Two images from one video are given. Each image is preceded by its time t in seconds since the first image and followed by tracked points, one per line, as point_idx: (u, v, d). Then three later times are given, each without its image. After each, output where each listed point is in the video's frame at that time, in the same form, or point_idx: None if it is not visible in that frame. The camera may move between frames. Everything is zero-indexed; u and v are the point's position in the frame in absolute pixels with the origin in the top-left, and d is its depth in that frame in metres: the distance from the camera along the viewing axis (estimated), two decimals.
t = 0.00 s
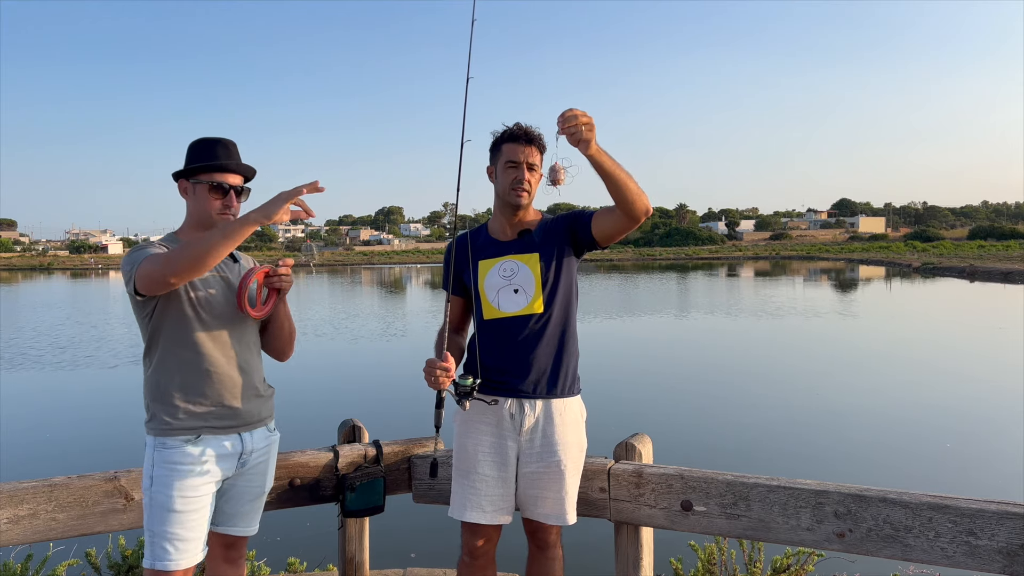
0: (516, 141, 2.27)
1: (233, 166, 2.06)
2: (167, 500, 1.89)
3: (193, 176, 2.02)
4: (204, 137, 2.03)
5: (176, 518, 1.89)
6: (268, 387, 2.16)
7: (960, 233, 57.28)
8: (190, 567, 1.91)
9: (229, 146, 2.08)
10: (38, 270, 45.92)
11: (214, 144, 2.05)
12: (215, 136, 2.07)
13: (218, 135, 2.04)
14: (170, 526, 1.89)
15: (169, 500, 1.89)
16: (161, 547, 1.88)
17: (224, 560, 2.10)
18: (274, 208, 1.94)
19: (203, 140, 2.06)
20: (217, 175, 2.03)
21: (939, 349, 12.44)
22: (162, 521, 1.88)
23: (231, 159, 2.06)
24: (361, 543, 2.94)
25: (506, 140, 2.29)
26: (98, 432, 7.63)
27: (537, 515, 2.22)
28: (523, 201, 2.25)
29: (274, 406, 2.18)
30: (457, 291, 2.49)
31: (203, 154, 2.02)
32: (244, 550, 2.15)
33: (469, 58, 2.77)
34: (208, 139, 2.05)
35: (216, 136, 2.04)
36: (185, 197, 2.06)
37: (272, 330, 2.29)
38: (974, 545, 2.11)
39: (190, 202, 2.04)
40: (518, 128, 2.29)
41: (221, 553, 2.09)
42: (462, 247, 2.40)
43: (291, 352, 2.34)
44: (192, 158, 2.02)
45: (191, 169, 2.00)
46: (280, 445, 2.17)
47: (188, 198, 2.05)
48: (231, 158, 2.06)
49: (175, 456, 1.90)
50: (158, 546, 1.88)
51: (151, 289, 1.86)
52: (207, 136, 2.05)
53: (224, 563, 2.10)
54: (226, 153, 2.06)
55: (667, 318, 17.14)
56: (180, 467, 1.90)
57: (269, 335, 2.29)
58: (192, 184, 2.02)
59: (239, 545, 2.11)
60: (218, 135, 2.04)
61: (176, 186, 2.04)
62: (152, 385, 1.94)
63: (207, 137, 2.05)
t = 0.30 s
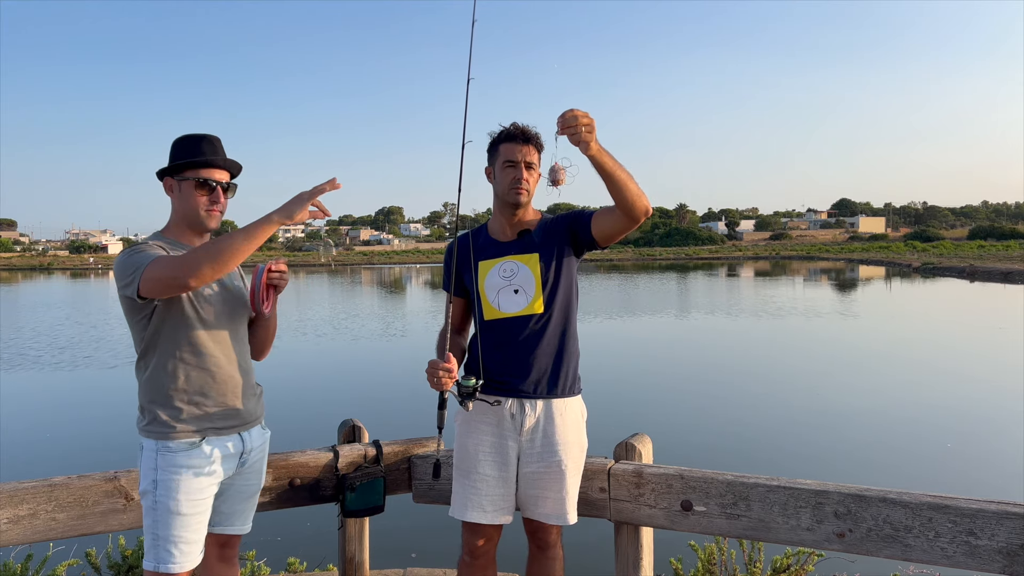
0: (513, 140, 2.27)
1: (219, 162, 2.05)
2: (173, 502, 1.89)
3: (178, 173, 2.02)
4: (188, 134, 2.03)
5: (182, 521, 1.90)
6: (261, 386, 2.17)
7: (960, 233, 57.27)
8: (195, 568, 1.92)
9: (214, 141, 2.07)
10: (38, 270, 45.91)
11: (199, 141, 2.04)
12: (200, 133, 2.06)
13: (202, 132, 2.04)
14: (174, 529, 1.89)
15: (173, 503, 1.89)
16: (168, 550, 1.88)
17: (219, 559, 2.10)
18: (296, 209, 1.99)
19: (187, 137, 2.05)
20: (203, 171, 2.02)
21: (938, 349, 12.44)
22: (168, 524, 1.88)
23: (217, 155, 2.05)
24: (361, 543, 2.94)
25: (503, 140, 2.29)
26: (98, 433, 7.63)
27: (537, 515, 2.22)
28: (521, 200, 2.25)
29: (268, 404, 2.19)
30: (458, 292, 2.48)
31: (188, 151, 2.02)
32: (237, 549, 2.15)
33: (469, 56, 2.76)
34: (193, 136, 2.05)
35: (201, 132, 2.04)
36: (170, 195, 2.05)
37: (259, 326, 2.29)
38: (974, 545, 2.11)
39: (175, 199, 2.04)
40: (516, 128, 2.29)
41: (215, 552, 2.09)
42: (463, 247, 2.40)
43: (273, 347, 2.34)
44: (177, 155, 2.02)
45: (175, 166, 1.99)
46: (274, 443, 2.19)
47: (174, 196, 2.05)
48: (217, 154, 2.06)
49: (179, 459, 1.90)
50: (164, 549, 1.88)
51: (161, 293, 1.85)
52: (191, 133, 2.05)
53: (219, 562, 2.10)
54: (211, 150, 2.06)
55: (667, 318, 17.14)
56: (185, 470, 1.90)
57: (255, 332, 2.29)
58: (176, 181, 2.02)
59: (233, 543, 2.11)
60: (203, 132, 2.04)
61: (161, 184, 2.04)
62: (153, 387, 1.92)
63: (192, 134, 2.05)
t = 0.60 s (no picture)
0: (512, 140, 2.27)
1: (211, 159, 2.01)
2: (171, 504, 1.89)
3: (176, 171, 2.03)
4: (185, 133, 2.03)
5: (182, 522, 1.90)
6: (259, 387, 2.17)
7: (960, 233, 57.27)
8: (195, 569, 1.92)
9: (212, 140, 2.06)
10: (38, 270, 45.94)
11: (195, 140, 2.04)
12: (200, 133, 2.07)
13: (200, 130, 2.03)
14: (174, 530, 1.89)
15: (173, 504, 1.89)
16: (167, 552, 1.88)
17: (217, 559, 2.10)
18: (306, 216, 1.97)
19: (187, 136, 2.06)
20: (196, 169, 2.02)
21: (939, 349, 12.44)
22: (167, 525, 1.88)
23: (211, 152, 2.04)
24: (361, 543, 2.94)
25: (502, 140, 2.29)
26: (98, 432, 7.64)
27: (537, 515, 2.22)
28: (521, 199, 2.24)
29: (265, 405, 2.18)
30: (458, 292, 2.48)
31: (184, 149, 2.02)
32: (235, 549, 2.15)
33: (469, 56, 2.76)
34: (191, 135, 2.05)
35: (198, 131, 2.03)
36: (169, 194, 2.06)
37: (255, 324, 2.28)
38: (974, 545, 2.11)
39: (172, 197, 2.04)
40: (514, 127, 2.29)
41: (214, 553, 2.09)
42: (463, 247, 2.40)
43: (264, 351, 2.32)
44: (174, 154, 2.03)
45: (171, 165, 2.00)
46: (271, 444, 2.19)
47: (171, 194, 2.05)
48: (212, 152, 2.05)
49: (179, 460, 1.90)
50: (164, 550, 1.88)
51: (162, 299, 1.85)
52: (191, 131, 2.06)
53: (217, 563, 2.10)
54: (208, 148, 2.05)
55: (667, 318, 17.15)
56: (184, 471, 1.90)
57: (253, 333, 2.29)
58: (173, 180, 2.03)
59: (232, 544, 2.11)
60: (200, 130, 2.03)
61: (161, 183, 2.05)
62: (152, 387, 1.92)
63: (191, 133, 2.05)
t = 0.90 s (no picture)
0: (510, 140, 2.27)
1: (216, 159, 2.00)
2: (171, 502, 1.89)
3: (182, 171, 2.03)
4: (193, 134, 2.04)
5: (181, 521, 1.90)
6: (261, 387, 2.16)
7: (960, 233, 57.24)
8: (195, 568, 1.92)
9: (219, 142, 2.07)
10: (38, 270, 45.93)
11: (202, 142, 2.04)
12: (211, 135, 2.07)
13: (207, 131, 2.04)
14: (173, 529, 1.89)
15: (173, 503, 1.89)
16: (166, 551, 1.88)
17: (218, 559, 2.10)
18: (300, 208, 1.98)
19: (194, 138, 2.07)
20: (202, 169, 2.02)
21: (939, 349, 12.44)
22: (166, 524, 1.88)
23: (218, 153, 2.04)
24: (361, 543, 2.94)
25: (501, 140, 2.29)
26: (97, 433, 7.63)
27: (537, 515, 2.22)
28: (521, 199, 2.24)
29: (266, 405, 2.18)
30: (457, 292, 2.48)
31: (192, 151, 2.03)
32: (237, 550, 2.15)
33: (468, 55, 2.75)
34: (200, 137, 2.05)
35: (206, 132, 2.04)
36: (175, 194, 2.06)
37: (259, 326, 2.28)
38: (974, 545, 2.11)
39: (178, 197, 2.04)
40: (511, 127, 2.29)
41: (215, 553, 2.09)
42: (463, 248, 2.40)
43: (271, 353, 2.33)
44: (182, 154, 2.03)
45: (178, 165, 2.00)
46: (273, 444, 2.18)
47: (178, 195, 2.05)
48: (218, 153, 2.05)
49: (178, 459, 1.90)
50: (163, 549, 1.88)
51: (163, 300, 1.85)
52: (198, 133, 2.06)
53: (218, 563, 2.10)
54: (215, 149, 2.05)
55: (667, 318, 17.14)
56: (184, 470, 1.90)
57: (256, 334, 2.29)
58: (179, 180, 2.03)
59: (233, 544, 2.11)
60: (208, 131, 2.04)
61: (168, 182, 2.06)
62: (151, 387, 1.92)
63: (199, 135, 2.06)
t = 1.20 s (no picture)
0: (510, 140, 2.27)
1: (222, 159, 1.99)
2: (168, 500, 1.89)
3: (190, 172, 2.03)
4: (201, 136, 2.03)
5: (178, 520, 1.89)
6: (263, 388, 2.16)
7: (960, 233, 57.24)
8: (191, 568, 1.91)
9: (227, 144, 2.06)
10: (38, 270, 45.95)
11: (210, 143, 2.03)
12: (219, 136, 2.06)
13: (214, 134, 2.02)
14: (170, 527, 1.89)
15: (169, 501, 1.89)
16: (163, 548, 1.88)
17: (218, 559, 2.09)
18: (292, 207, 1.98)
19: (202, 142, 2.06)
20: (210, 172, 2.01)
21: (939, 349, 12.43)
22: (163, 522, 1.88)
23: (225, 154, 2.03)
24: (361, 543, 2.94)
25: (500, 140, 2.29)
26: (98, 433, 7.64)
27: (536, 515, 2.22)
28: (521, 199, 2.24)
29: (268, 406, 2.17)
30: (457, 292, 2.48)
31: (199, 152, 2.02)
32: (238, 549, 2.15)
33: (467, 54, 2.74)
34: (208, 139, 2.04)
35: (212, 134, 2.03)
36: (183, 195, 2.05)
37: (262, 327, 2.28)
38: (974, 545, 2.11)
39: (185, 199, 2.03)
40: (511, 127, 2.29)
41: (215, 552, 2.09)
42: (462, 247, 2.40)
43: (276, 354, 2.33)
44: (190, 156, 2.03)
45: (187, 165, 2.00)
46: (275, 444, 2.18)
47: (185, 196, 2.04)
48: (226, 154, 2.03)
49: (176, 458, 1.90)
50: (160, 547, 1.88)
51: (162, 300, 1.86)
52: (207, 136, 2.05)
53: (219, 563, 2.10)
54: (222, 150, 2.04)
55: (667, 318, 17.13)
56: (181, 468, 1.90)
57: (260, 336, 2.28)
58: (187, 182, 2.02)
59: (233, 543, 2.11)
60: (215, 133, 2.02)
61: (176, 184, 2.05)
62: (151, 386, 1.93)
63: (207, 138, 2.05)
